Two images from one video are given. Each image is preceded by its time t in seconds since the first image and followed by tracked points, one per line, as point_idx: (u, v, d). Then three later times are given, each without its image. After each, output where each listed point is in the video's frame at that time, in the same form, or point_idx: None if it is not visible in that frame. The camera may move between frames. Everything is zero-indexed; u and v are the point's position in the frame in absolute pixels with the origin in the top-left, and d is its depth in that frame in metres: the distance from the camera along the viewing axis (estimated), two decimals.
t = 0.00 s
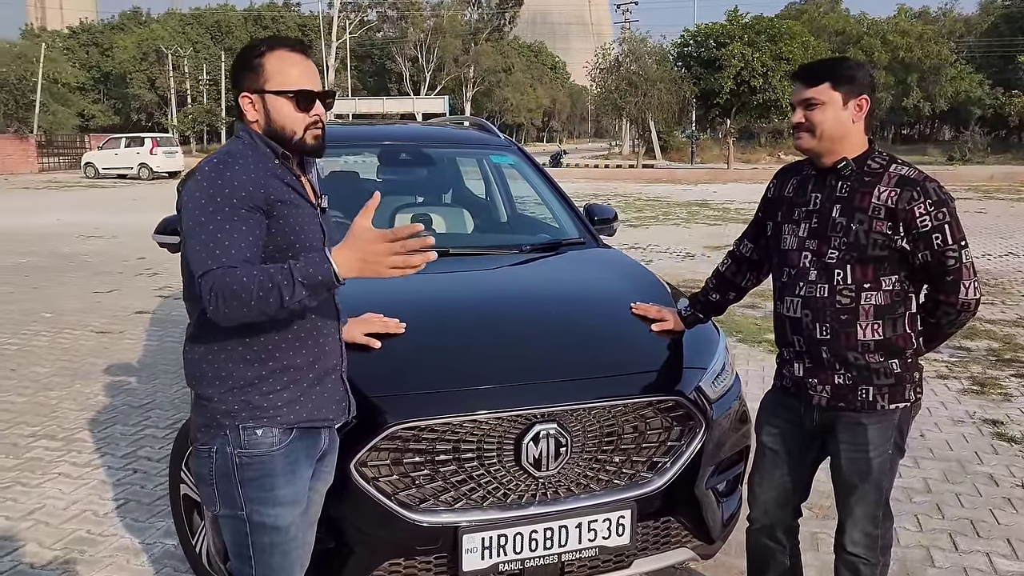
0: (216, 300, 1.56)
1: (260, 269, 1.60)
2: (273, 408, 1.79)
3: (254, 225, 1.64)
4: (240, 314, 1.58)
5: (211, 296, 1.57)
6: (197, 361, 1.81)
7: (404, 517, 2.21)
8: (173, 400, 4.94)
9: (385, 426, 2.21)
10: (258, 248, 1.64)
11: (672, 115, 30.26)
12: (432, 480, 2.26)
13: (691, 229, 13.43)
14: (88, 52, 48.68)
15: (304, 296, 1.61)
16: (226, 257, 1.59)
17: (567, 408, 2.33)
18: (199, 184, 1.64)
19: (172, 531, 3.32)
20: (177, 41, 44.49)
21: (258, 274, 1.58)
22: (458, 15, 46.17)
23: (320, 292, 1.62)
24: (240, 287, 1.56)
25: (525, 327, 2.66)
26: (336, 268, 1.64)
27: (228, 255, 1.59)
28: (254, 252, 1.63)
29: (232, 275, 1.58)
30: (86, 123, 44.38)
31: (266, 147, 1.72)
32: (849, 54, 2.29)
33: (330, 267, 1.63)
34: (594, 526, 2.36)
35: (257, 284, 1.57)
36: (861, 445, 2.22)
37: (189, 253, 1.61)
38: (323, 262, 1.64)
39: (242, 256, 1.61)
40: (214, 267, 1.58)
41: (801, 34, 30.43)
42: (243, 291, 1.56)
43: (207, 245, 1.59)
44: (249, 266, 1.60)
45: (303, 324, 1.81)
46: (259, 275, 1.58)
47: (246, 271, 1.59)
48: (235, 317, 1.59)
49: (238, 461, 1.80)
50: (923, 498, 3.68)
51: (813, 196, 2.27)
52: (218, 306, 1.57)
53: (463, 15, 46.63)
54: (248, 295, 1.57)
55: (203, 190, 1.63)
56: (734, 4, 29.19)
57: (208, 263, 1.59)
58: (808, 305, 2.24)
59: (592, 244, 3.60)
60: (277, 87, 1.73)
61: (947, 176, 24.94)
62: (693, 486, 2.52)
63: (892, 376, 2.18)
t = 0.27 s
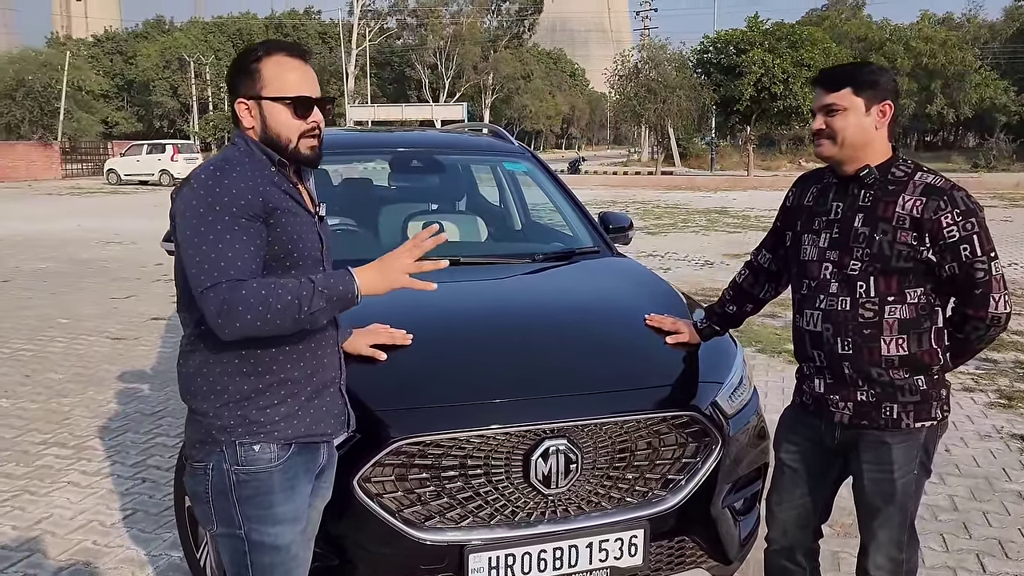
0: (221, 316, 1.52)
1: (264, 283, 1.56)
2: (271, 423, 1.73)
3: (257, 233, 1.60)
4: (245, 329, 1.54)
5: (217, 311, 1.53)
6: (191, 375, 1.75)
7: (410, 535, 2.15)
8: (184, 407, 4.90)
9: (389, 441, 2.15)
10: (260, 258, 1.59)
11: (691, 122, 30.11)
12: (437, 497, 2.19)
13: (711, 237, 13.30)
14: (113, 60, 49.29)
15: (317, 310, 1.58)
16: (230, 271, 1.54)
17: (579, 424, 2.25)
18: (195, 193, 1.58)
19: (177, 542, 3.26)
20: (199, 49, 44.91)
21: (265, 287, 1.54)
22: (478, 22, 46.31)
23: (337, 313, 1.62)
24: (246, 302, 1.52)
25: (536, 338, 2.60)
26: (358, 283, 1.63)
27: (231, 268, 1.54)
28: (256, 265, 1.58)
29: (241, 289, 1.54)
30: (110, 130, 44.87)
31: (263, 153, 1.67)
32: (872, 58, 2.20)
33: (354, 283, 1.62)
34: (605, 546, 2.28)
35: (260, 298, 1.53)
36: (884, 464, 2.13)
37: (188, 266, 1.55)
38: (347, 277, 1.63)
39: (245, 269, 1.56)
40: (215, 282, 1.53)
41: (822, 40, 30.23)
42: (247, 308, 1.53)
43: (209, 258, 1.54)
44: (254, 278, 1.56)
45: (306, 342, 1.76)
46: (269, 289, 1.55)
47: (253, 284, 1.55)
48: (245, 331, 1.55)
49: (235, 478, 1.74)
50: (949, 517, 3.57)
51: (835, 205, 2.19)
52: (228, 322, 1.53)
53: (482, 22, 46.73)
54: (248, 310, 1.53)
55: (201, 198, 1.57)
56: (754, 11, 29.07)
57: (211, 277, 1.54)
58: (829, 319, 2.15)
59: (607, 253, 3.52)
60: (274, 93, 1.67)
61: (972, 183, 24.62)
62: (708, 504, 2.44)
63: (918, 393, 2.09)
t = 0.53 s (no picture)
0: (231, 325, 1.47)
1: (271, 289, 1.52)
2: (260, 438, 1.67)
3: (252, 240, 1.54)
4: (259, 337, 1.49)
5: (226, 320, 1.47)
6: (178, 389, 1.70)
7: (408, 552, 2.09)
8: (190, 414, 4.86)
9: (386, 455, 2.09)
10: (257, 267, 1.54)
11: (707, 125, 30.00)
12: (437, 513, 2.12)
13: (726, 242, 13.18)
14: (132, 65, 49.77)
15: (328, 314, 1.55)
16: (235, 280, 1.49)
17: (583, 438, 2.19)
18: (184, 201, 1.53)
19: (178, 554, 3.22)
20: (217, 54, 45.26)
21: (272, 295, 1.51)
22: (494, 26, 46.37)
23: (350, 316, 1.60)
24: (262, 309, 1.49)
25: (542, 348, 2.53)
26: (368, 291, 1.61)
27: (233, 278, 1.49)
28: (256, 274, 1.53)
29: (251, 297, 1.50)
30: (129, 134, 45.28)
31: (251, 160, 1.62)
32: (886, 61, 2.13)
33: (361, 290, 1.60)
34: (610, 565, 2.21)
35: (273, 305, 1.50)
36: (900, 482, 2.05)
37: (183, 276, 1.50)
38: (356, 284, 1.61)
39: (245, 277, 1.51)
40: (223, 291, 1.48)
41: (840, 43, 30.03)
42: (263, 314, 1.49)
43: (206, 268, 1.48)
44: (257, 286, 1.52)
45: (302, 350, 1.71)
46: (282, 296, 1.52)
47: (262, 292, 1.51)
48: (252, 342, 1.50)
49: (224, 495, 1.68)
50: (969, 533, 3.46)
51: (848, 213, 2.11)
52: (233, 333, 1.48)
53: (498, 26, 46.79)
54: (264, 312, 1.49)
55: (192, 206, 1.52)
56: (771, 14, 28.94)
57: (217, 284, 1.48)
58: (842, 331, 2.08)
59: (617, 260, 3.45)
60: (260, 97, 1.62)
61: (992, 187, 24.34)
62: (717, 522, 2.36)
63: (937, 409, 2.00)
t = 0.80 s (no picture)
0: (218, 325, 1.46)
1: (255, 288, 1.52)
2: (244, 446, 1.65)
3: (234, 242, 1.54)
4: (248, 335, 1.49)
5: (213, 321, 1.46)
6: (159, 397, 1.67)
7: (403, 561, 2.05)
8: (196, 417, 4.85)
9: (380, 463, 2.05)
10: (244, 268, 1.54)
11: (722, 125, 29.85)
12: (434, 521, 2.09)
13: (741, 242, 13.09)
14: (150, 68, 50.14)
15: (315, 312, 1.56)
16: (220, 281, 1.48)
17: (583, 445, 2.14)
18: (162, 204, 1.51)
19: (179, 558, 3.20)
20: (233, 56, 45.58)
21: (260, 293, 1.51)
22: (509, 27, 46.38)
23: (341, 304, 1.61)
24: (248, 307, 1.49)
25: (545, 353, 2.48)
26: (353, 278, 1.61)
27: (218, 280, 1.48)
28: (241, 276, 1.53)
29: (236, 298, 1.49)
30: (147, 137, 45.66)
31: (227, 161, 1.62)
32: (891, 58, 2.07)
33: (346, 279, 1.60)
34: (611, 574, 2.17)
35: (260, 302, 1.50)
36: (909, 492, 1.99)
37: (167, 280, 1.48)
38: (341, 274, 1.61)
39: (231, 278, 1.50)
40: (209, 292, 1.47)
41: (857, 41, 29.80)
42: (249, 313, 1.48)
43: (188, 271, 1.47)
44: (244, 287, 1.51)
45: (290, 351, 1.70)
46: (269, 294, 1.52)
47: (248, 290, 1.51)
48: (242, 342, 1.50)
49: (208, 504, 1.66)
50: (984, 540, 3.39)
51: (854, 214, 2.06)
52: (222, 334, 1.47)
53: (513, 27, 46.80)
54: (250, 310, 1.49)
55: (172, 210, 1.51)
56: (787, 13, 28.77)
57: (204, 286, 1.47)
58: (848, 336, 2.02)
59: (622, 262, 3.39)
60: (238, 99, 1.62)
61: (1012, 186, 24.07)
62: (721, 531, 2.31)
63: (946, 417, 1.94)
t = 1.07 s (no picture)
0: (171, 333, 1.47)
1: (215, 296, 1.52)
2: (222, 448, 1.66)
3: (201, 245, 1.55)
4: (202, 345, 1.49)
5: (166, 328, 1.47)
6: (137, 400, 1.67)
7: (398, 565, 2.03)
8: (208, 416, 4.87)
9: (374, 466, 2.04)
10: (205, 273, 1.54)
11: (745, 123, 29.64)
12: (430, 526, 2.07)
13: (762, 242, 12.97)
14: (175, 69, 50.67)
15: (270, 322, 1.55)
16: (176, 288, 1.49)
17: (579, 449, 2.11)
18: (130, 207, 1.53)
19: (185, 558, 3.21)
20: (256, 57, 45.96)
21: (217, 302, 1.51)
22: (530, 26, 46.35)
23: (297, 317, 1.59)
24: (203, 317, 1.48)
25: (546, 355, 2.46)
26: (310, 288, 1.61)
27: (174, 287, 1.49)
28: (202, 282, 1.53)
29: (192, 305, 1.49)
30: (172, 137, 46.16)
31: (205, 161, 1.64)
32: (894, 56, 2.03)
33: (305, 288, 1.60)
34: None
35: (217, 313, 1.50)
36: (911, 499, 1.94)
37: (130, 287, 1.50)
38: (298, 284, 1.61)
39: (191, 284, 1.51)
40: (165, 297, 1.48)
41: (882, 38, 29.44)
42: (205, 321, 1.48)
43: (145, 275, 1.49)
44: (200, 293, 1.51)
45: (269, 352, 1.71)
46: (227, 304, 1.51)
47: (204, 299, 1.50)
48: (195, 349, 1.49)
49: (185, 506, 1.66)
50: (999, 548, 3.31)
51: (858, 215, 2.01)
52: (173, 343, 1.48)
53: (534, 26, 46.78)
54: (205, 318, 1.48)
55: (136, 212, 1.52)
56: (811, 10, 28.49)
57: (160, 292, 1.48)
58: (850, 340, 1.97)
59: (629, 263, 3.36)
60: (231, 98, 1.63)
61: None
62: (725, 536, 2.27)
63: (951, 423, 1.89)
